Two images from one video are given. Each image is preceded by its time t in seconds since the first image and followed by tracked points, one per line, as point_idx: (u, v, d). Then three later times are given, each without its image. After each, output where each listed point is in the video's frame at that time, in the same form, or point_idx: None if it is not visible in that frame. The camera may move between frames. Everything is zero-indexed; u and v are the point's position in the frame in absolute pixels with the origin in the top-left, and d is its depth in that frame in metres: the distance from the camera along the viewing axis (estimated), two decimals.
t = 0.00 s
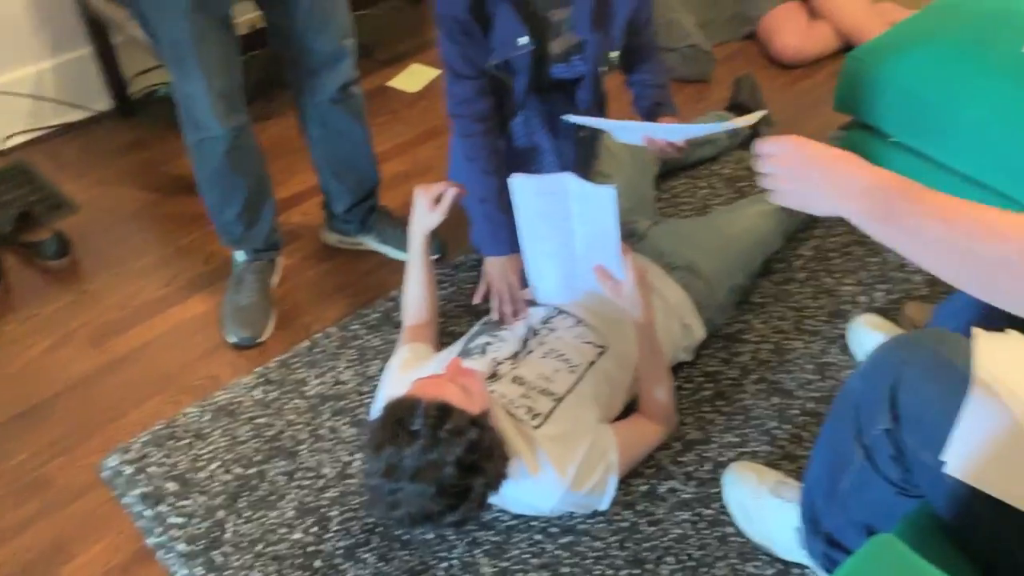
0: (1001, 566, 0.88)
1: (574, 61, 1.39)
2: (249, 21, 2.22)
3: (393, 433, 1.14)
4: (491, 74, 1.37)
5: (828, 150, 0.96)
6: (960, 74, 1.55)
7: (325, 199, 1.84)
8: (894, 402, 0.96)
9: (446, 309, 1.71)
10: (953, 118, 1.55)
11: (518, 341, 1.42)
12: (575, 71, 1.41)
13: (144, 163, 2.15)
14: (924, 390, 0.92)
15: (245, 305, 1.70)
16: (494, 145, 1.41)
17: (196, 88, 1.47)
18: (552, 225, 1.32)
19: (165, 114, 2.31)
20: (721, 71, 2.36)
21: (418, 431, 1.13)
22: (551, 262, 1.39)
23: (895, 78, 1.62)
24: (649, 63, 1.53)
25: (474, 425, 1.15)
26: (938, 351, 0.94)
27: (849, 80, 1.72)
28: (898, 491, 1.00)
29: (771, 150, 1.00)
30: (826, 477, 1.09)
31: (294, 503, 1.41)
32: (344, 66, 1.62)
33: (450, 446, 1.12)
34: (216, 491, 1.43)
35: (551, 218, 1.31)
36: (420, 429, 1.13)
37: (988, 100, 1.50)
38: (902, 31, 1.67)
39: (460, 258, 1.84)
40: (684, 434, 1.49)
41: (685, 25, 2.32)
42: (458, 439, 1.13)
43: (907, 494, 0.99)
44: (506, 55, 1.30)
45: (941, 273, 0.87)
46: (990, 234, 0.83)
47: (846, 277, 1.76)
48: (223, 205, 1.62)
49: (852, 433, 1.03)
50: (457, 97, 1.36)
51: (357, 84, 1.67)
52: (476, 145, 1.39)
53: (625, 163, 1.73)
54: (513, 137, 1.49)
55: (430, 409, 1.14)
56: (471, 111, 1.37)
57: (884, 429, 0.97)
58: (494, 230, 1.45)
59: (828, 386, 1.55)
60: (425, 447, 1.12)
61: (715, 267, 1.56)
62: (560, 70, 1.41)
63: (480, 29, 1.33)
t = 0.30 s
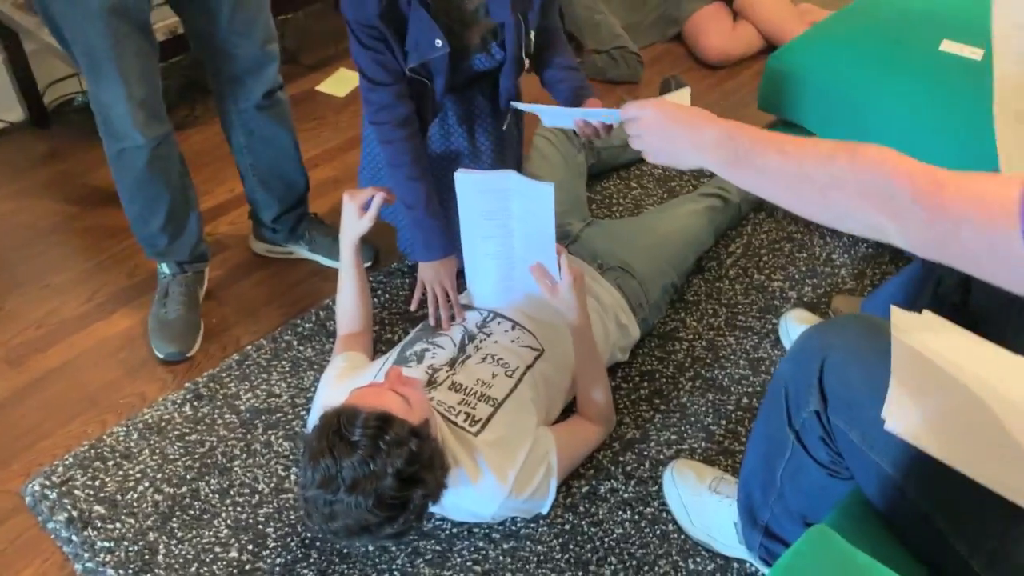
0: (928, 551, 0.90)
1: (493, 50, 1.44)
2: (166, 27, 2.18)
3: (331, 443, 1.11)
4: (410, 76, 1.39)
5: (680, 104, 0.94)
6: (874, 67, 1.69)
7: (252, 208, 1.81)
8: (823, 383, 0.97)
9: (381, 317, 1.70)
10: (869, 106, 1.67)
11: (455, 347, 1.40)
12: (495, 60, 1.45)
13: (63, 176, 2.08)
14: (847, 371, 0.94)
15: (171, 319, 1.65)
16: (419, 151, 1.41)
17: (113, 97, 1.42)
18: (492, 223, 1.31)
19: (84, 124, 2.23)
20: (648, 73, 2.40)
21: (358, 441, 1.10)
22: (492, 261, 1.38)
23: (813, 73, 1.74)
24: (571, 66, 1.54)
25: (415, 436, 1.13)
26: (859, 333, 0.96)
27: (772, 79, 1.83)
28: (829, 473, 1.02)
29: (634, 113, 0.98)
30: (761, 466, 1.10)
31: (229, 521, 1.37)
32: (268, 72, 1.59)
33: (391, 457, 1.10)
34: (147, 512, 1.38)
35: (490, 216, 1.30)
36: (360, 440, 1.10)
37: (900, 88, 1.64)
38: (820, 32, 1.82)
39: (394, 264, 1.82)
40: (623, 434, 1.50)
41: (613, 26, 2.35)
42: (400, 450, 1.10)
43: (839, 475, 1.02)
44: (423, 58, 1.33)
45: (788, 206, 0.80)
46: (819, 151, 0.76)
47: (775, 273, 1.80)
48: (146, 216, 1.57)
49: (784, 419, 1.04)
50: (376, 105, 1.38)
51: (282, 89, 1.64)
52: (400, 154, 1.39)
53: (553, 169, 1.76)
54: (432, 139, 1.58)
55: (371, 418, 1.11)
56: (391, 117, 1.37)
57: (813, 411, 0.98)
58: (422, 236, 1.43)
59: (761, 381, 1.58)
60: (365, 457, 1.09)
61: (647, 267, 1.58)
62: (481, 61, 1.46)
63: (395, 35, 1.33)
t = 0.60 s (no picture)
0: (910, 528, 0.91)
1: (468, 31, 1.42)
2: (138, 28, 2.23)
3: (320, 434, 1.11)
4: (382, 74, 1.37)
5: (637, 85, 1.01)
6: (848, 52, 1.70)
7: (229, 210, 1.79)
8: (803, 360, 0.97)
9: (363, 315, 1.69)
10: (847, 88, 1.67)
11: (438, 343, 1.39)
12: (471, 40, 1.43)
13: (36, 183, 2.05)
14: (826, 347, 0.95)
15: (151, 323, 1.64)
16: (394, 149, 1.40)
17: (83, 101, 1.40)
18: (476, 215, 1.31)
19: (56, 130, 2.21)
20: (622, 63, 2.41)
21: (349, 436, 1.10)
22: (474, 256, 1.38)
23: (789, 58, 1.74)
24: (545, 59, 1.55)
25: (405, 438, 1.13)
26: (839, 309, 0.97)
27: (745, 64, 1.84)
28: (812, 450, 1.03)
29: (593, 92, 1.05)
30: (747, 447, 1.10)
31: (215, 524, 1.36)
32: (241, 72, 1.57)
33: (379, 456, 1.10)
34: (132, 518, 1.37)
35: (471, 209, 1.30)
36: (351, 435, 1.10)
37: (876, 70, 1.65)
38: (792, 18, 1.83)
39: (374, 262, 1.82)
40: (608, 424, 1.50)
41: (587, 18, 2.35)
42: (388, 451, 1.10)
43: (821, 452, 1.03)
44: (395, 53, 1.31)
45: (734, 174, 0.88)
46: (761, 122, 0.84)
47: (755, 259, 1.81)
48: (122, 220, 1.56)
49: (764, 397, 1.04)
50: (349, 105, 1.36)
51: (256, 89, 1.63)
52: (378, 153, 1.38)
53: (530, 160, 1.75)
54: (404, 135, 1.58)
55: (363, 415, 1.11)
56: (364, 117, 1.37)
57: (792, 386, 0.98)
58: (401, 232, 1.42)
59: (743, 367, 1.59)
60: (353, 453, 1.09)
61: (627, 258, 1.58)
62: (456, 44, 1.44)
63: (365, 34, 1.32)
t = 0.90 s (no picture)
0: (894, 524, 0.91)
1: (461, 24, 1.41)
2: (115, 28, 2.21)
3: (306, 434, 1.09)
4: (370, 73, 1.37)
5: (627, 88, 1.01)
6: (830, 48, 1.70)
7: (210, 210, 1.78)
8: (789, 357, 0.97)
9: (347, 315, 1.68)
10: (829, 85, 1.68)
11: (422, 343, 1.38)
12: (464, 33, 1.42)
13: (13, 184, 2.03)
14: (812, 344, 0.94)
15: (131, 325, 1.62)
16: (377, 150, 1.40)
17: (61, 101, 1.39)
18: (460, 214, 1.30)
19: (34, 131, 2.18)
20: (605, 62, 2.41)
21: (335, 438, 1.08)
22: (457, 255, 1.37)
23: (771, 56, 1.74)
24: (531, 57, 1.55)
25: (390, 441, 1.12)
26: (824, 308, 0.97)
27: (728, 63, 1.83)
28: (796, 448, 1.03)
29: (583, 95, 1.05)
30: (731, 445, 1.10)
31: (198, 528, 1.35)
32: (221, 71, 1.56)
33: (364, 459, 1.09)
34: (114, 523, 1.35)
35: (455, 208, 1.29)
36: (338, 436, 1.08)
37: (859, 66, 1.65)
38: (775, 15, 1.83)
39: (357, 262, 1.81)
40: (593, 423, 1.50)
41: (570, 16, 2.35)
42: (374, 453, 1.09)
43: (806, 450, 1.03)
44: (384, 52, 1.30)
45: (721, 177, 0.87)
46: (749, 125, 0.84)
47: (738, 257, 1.81)
48: (101, 222, 1.54)
49: (749, 396, 1.04)
50: (334, 103, 1.36)
51: (236, 88, 1.61)
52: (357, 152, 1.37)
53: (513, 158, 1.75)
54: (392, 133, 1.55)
55: (349, 416, 1.10)
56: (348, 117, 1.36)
57: (778, 386, 0.98)
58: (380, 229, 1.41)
59: (728, 364, 1.59)
60: (339, 455, 1.08)
61: (611, 257, 1.58)
62: (450, 39, 1.43)
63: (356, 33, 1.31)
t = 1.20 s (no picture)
0: (889, 524, 0.91)
1: (466, 16, 1.41)
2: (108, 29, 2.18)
3: (301, 438, 1.09)
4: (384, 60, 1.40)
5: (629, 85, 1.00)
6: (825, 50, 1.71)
7: (205, 212, 1.78)
8: (786, 358, 0.97)
9: (342, 318, 1.68)
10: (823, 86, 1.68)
11: (418, 344, 1.37)
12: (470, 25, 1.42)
13: (7, 187, 2.02)
14: (808, 345, 0.95)
15: (126, 328, 1.61)
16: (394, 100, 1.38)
17: (54, 103, 1.38)
18: (455, 215, 1.30)
19: (28, 134, 2.18)
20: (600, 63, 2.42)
21: (329, 441, 1.08)
22: (453, 256, 1.37)
23: (766, 56, 1.74)
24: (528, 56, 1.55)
25: (385, 444, 1.12)
26: (820, 309, 0.97)
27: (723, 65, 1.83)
28: (793, 449, 1.03)
29: (585, 92, 1.04)
30: (727, 447, 1.10)
31: (193, 531, 1.34)
32: (216, 72, 1.56)
33: (359, 462, 1.08)
34: (109, 526, 1.35)
35: (451, 210, 1.29)
36: (332, 440, 1.08)
37: (852, 68, 1.66)
38: (771, 17, 1.83)
39: (353, 264, 1.81)
40: (590, 424, 1.50)
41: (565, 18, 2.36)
42: (369, 457, 1.09)
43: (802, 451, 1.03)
44: (400, 40, 1.32)
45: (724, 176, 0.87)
46: (753, 125, 0.83)
47: (734, 257, 1.81)
48: (96, 224, 1.54)
49: (745, 397, 1.04)
50: (348, 91, 1.39)
51: (231, 90, 1.61)
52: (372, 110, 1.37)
53: (509, 159, 1.76)
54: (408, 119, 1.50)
55: (343, 420, 1.10)
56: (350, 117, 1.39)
57: (775, 387, 0.98)
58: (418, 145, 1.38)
59: (724, 365, 1.59)
60: (334, 458, 1.08)
61: (606, 258, 1.58)
62: (454, 32, 1.43)
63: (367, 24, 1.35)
